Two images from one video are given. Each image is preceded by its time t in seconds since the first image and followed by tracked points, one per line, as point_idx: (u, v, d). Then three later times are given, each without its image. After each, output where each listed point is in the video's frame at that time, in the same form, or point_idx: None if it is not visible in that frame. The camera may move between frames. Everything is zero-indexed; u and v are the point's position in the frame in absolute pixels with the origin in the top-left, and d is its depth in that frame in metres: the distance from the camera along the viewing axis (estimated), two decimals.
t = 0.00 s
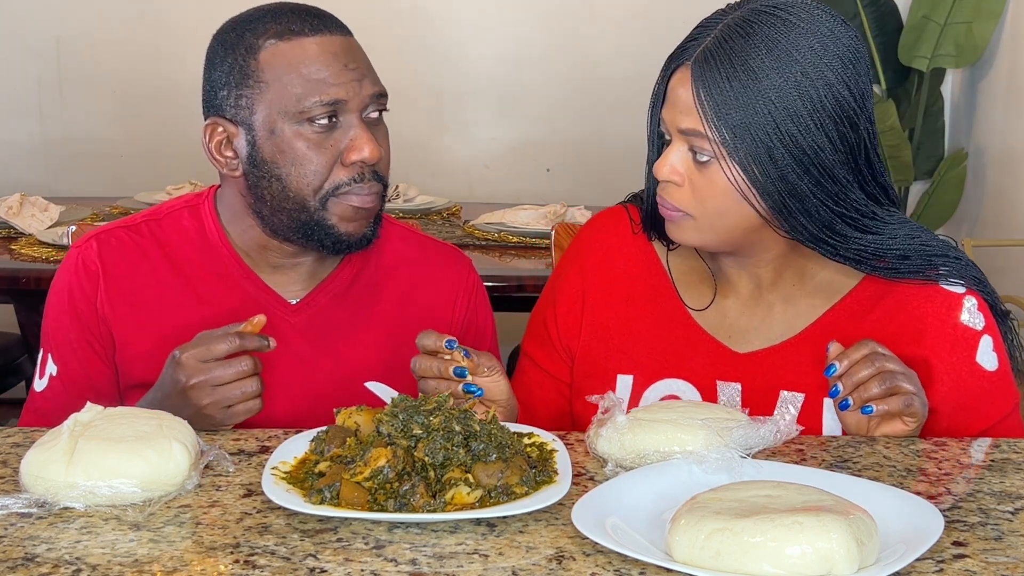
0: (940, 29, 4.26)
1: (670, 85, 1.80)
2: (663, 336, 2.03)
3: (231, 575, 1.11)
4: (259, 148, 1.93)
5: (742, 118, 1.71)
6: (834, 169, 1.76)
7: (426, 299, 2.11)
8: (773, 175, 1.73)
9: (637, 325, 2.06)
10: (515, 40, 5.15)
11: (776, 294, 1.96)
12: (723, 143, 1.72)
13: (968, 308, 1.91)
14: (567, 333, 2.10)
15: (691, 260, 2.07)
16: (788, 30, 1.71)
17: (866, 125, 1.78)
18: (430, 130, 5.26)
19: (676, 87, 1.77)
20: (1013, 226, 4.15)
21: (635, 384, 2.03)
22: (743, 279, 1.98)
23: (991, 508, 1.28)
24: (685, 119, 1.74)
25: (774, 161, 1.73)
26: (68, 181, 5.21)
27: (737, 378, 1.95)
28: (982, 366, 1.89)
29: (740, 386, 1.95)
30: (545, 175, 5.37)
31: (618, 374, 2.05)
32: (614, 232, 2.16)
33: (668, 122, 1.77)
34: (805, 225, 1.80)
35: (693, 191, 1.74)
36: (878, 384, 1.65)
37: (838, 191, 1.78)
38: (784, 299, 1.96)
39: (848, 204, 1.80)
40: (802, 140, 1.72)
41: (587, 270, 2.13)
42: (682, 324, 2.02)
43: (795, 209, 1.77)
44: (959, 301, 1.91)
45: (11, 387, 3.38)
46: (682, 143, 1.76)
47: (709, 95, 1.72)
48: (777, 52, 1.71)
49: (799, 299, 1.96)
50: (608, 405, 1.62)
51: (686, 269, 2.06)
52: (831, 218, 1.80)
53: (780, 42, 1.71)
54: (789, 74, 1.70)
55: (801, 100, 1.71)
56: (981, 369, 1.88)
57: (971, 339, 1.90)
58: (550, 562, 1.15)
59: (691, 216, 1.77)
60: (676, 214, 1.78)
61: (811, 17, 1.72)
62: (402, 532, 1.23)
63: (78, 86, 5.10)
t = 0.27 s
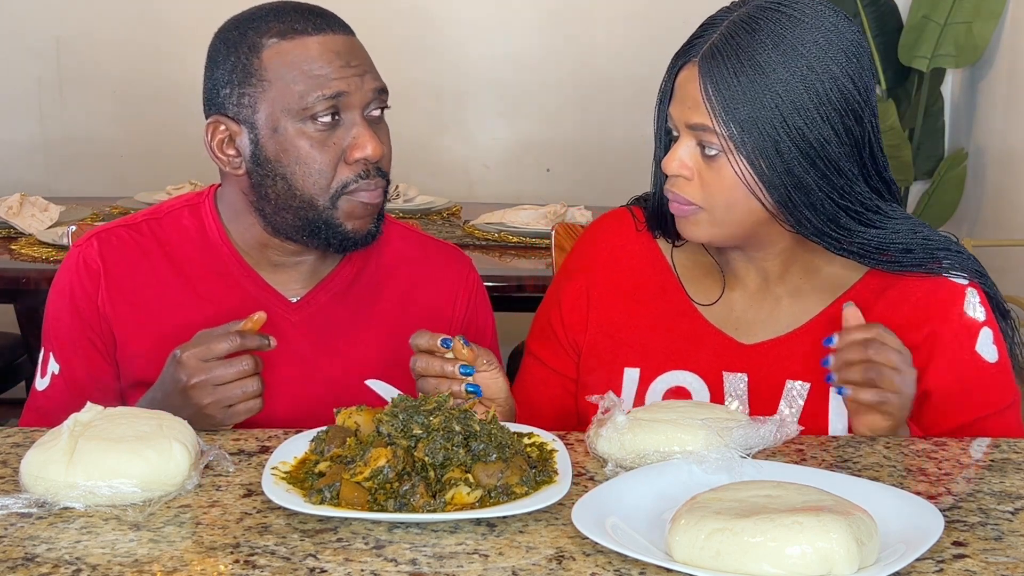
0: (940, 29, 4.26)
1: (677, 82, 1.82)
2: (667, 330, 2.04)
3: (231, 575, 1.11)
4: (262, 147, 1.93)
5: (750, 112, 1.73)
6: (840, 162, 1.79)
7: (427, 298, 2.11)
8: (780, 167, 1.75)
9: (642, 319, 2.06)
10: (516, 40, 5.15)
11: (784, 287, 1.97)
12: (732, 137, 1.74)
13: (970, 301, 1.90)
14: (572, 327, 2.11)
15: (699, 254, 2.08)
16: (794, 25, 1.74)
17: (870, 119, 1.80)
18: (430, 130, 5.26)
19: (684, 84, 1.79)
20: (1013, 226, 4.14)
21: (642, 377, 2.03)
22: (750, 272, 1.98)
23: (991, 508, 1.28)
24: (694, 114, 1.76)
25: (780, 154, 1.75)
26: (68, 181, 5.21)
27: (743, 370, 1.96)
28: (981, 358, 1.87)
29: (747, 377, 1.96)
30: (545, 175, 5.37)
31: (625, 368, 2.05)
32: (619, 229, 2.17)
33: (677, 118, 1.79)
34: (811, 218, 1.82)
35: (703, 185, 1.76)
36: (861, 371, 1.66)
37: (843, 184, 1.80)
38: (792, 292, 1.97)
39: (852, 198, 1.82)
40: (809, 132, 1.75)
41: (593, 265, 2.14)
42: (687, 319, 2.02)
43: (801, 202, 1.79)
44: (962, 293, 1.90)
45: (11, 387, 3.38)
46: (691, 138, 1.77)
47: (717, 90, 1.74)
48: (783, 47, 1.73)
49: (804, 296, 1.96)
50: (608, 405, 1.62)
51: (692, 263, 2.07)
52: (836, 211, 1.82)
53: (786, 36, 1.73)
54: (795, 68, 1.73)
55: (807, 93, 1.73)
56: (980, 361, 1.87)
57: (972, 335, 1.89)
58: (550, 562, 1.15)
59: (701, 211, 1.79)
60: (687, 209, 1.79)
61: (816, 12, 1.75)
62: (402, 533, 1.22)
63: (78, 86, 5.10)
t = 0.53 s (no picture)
0: (939, 29, 4.27)
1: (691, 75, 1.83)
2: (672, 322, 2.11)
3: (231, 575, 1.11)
4: (268, 145, 1.93)
5: (762, 104, 1.74)
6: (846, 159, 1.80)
7: (429, 297, 2.12)
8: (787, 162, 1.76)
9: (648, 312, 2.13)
10: (515, 40, 5.15)
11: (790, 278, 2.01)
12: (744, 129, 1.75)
13: (958, 282, 1.89)
14: (582, 318, 2.15)
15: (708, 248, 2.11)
16: (808, 19, 1.76)
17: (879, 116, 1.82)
18: (430, 130, 5.26)
19: (698, 77, 1.80)
20: (1013, 226, 4.14)
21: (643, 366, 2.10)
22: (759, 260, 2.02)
23: (991, 508, 1.28)
24: (709, 108, 1.77)
25: (789, 147, 1.76)
26: (67, 181, 5.21)
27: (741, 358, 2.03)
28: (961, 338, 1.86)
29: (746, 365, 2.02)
30: (545, 175, 5.37)
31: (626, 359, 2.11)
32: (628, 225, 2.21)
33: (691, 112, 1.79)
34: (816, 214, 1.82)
35: (716, 179, 1.76)
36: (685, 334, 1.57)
37: (848, 181, 1.81)
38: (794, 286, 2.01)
39: (857, 196, 1.82)
40: (817, 127, 1.76)
41: (601, 259, 2.19)
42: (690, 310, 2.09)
43: (807, 199, 1.80)
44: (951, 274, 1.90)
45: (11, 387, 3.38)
46: (705, 132, 1.78)
47: (730, 81, 1.75)
48: (796, 40, 1.75)
49: (811, 288, 2.00)
50: (608, 405, 1.62)
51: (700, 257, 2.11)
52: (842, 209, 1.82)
53: (799, 30, 1.75)
54: (807, 61, 1.75)
55: (818, 87, 1.75)
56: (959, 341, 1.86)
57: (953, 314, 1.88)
58: (550, 562, 1.15)
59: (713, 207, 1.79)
60: (699, 205, 1.80)
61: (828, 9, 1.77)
62: (402, 533, 1.23)
63: (78, 86, 5.10)
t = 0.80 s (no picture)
0: (939, 29, 4.27)
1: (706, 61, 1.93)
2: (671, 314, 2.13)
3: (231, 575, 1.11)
4: (276, 141, 1.93)
5: (773, 89, 1.85)
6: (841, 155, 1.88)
7: (431, 297, 2.12)
8: (786, 148, 1.86)
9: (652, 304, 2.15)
10: (515, 40, 5.15)
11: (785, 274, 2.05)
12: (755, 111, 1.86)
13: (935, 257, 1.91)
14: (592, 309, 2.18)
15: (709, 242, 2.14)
16: (826, 15, 1.86)
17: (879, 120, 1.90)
18: (430, 130, 5.26)
19: (715, 62, 1.90)
20: (1013, 226, 4.15)
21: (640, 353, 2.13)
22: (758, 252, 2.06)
23: (991, 508, 1.28)
24: (726, 93, 1.88)
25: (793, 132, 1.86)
26: (67, 181, 5.21)
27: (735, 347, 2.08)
28: (928, 303, 1.87)
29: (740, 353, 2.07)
30: (545, 175, 5.37)
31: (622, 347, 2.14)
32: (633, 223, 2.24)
33: (704, 101, 1.91)
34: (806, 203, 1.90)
35: (733, 163, 1.88)
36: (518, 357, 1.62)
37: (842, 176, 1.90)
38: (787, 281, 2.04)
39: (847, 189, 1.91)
40: (822, 116, 1.86)
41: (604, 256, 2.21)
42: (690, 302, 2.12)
43: (800, 189, 1.88)
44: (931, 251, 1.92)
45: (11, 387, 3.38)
46: (721, 117, 1.89)
47: (747, 64, 1.86)
48: (811, 31, 1.85)
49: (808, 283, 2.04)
50: (608, 405, 1.62)
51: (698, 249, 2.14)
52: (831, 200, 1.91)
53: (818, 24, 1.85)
54: (819, 52, 1.84)
55: (827, 79, 1.85)
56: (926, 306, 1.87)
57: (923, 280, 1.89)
58: (550, 562, 1.15)
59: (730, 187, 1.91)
60: (715, 186, 1.91)
61: (843, 10, 1.87)
62: (402, 533, 1.23)
63: (78, 86, 5.10)
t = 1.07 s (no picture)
0: (939, 29, 4.27)
1: (776, 45, 1.89)
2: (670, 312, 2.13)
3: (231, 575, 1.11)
4: (278, 142, 1.93)
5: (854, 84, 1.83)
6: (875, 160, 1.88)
7: (431, 297, 2.11)
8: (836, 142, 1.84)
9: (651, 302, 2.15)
10: (515, 40, 5.15)
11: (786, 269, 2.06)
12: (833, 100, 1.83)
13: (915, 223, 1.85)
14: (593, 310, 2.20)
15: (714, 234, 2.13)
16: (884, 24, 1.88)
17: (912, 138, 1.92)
18: (430, 130, 5.26)
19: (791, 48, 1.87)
20: (1012, 225, 4.15)
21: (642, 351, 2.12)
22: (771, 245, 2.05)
23: (991, 508, 1.28)
24: (810, 81, 1.84)
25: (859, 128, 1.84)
26: (67, 181, 5.21)
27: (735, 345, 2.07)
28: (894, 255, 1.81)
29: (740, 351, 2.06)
30: (545, 175, 5.38)
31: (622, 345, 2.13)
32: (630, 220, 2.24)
33: (779, 88, 1.87)
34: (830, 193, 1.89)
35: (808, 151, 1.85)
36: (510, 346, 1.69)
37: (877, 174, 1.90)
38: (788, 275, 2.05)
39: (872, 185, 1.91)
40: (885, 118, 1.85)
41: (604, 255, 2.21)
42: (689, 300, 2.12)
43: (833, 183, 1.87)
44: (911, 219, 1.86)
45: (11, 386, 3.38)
46: (799, 103, 1.85)
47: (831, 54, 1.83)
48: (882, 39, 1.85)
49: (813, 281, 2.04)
50: (608, 405, 1.62)
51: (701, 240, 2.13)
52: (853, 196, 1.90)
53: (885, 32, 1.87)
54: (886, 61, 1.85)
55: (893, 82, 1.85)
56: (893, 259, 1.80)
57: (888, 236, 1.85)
58: (550, 562, 1.15)
59: (798, 174, 1.88)
60: (782, 171, 1.88)
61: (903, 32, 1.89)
62: (402, 533, 1.23)
63: (78, 86, 5.10)
